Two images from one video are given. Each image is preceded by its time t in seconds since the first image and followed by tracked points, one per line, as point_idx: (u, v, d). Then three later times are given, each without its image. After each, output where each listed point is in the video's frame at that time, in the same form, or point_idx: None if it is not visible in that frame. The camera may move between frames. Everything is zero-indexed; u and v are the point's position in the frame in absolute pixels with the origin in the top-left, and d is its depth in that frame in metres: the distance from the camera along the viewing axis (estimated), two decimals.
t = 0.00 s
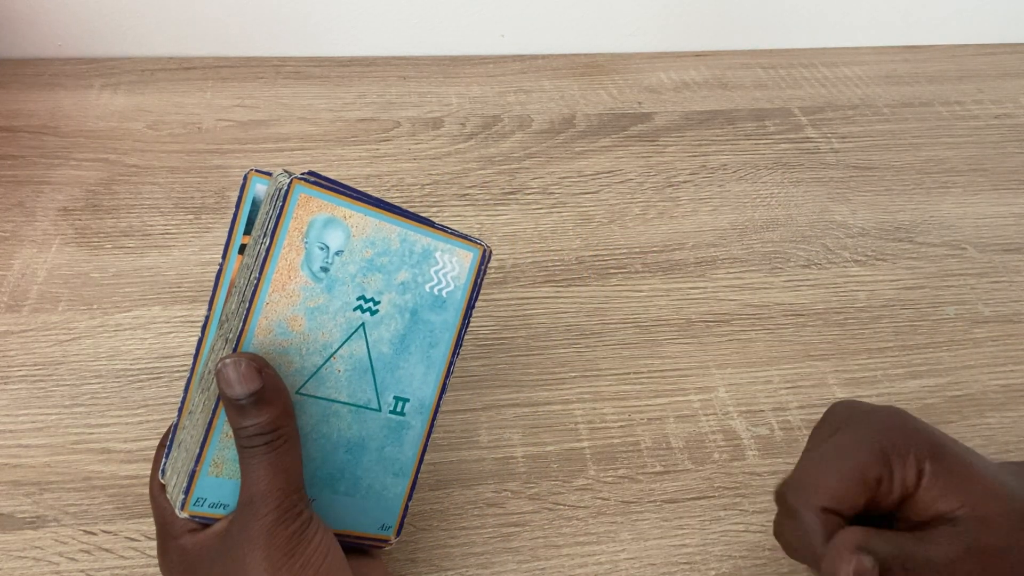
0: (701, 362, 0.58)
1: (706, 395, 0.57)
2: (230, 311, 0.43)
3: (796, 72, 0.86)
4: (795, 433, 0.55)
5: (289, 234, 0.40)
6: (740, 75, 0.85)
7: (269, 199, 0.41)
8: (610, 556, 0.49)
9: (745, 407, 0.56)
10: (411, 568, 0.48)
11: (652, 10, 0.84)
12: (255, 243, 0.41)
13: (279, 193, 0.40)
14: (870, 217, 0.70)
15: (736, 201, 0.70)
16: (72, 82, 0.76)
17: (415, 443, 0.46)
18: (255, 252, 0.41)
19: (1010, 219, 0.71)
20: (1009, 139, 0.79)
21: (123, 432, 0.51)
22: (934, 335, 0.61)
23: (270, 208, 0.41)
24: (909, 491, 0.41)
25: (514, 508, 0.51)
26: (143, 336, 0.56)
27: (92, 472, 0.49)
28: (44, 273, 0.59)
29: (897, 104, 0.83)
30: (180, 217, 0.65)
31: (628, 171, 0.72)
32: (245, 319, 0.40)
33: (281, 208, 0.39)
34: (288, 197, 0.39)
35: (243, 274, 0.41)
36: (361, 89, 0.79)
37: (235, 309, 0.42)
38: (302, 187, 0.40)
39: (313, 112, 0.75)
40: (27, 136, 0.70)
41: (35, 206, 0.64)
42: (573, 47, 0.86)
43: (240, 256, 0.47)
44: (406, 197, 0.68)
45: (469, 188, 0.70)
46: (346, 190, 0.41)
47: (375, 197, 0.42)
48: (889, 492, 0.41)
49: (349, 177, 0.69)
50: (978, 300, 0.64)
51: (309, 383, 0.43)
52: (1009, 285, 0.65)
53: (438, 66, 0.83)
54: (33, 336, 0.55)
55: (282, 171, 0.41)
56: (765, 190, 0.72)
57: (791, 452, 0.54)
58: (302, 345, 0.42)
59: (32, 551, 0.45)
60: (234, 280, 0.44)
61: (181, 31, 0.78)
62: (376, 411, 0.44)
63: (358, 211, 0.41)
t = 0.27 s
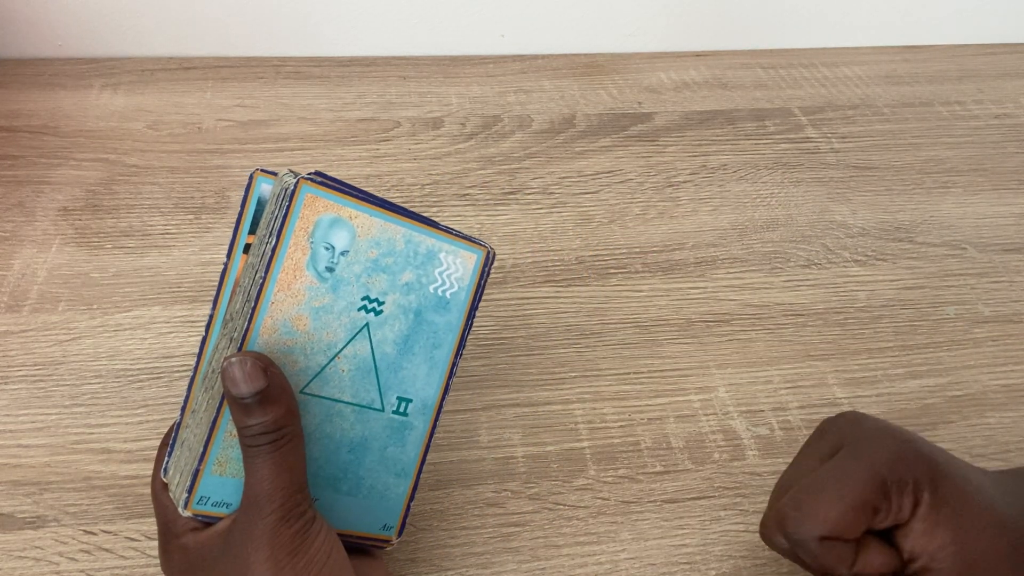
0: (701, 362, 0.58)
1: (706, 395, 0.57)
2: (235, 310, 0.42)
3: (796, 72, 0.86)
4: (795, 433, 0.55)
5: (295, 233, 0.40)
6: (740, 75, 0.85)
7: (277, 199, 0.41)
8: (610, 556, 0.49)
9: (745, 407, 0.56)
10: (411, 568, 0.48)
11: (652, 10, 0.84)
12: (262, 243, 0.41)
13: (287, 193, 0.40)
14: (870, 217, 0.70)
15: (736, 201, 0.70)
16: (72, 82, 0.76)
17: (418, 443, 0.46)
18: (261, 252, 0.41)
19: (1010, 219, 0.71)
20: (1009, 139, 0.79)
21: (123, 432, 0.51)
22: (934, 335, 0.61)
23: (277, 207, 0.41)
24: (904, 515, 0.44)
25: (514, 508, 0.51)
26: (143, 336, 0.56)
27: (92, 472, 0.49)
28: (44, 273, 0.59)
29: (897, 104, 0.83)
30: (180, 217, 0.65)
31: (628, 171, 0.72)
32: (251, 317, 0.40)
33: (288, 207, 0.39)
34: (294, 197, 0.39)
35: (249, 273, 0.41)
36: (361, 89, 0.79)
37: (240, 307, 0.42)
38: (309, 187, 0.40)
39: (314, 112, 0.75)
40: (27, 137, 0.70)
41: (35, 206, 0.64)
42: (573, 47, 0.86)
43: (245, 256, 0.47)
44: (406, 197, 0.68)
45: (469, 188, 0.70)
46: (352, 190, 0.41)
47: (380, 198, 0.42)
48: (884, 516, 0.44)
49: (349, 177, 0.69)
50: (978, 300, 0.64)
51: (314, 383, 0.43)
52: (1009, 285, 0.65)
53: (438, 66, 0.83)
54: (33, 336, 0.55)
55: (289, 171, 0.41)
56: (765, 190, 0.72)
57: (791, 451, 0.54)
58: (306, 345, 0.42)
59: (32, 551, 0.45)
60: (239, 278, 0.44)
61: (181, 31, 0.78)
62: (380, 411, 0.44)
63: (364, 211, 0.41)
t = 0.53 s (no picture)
0: (701, 362, 0.58)
1: (706, 395, 0.57)
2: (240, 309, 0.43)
3: (796, 72, 0.86)
4: (795, 433, 0.55)
5: (298, 233, 0.40)
6: (740, 75, 0.85)
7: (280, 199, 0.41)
8: (610, 556, 0.49)
9: (745, 407, 0.56)
10: (411, 568, 0.48)
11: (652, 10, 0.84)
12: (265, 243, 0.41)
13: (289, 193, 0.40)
14: (870, 217, 0.70)
15: (736, 201, 0.70)
16: (72, 82, 0.76)
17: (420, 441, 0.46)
18: (264, 252, 0.41)
19: (1010, 219, 0.71)
20: (1009, 139, 0.79)
21: (123, 432, 0.51)
22: (934, 335, 0.61)
23: (281, 207, 0.41)
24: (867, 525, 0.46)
25: (514, 508, 0.51)
26: (143, 336, 0.56)
27: (92, 471, 0.49)
28: (44, 273, 0.59)
29: (897, 104, 0.83)
30: (180, 217, 0.65)
31: (628, 171, 0.72)
32: (254, 317, 0.40)
33: (290, 208, 0.39)
34: (297, 196, 0.39)
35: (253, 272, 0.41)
36: (361, 89, 0.79)
37: (245, 307, 0.42)
38: (312, 187, 0.40)
39: (314, 112, 0.75)
40: (27, 137, 0.70)
41: (35, 206, 0.64)
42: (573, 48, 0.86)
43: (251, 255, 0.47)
44: (406, 197, 0.68)
45: (469, 188, 0.70)
46: (354, 189, 0.41)
47: (383, 198, 0.42)
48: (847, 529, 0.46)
49: (349, 177, 0.69)
50: (978, 300, 0.64)
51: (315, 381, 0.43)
52: (1009, 285, 0.65)
53: (438, 66, 0.83)
54: (33, 336, 0.55)
55: (293, 171, 0.41)
56: (765, 190, 0.72)
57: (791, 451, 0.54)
58: (309, 344, 0.42)
59: (33, 551, 0.45)
60: (244, 277, 0.44)
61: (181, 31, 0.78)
62: (382, 410, 0.44)
63: (366, 211, 0.41)
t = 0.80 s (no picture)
0: (701, 362, 0.58)
1: (706, 395, 0.57)
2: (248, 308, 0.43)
3: (797, 72, 0.86)
4: (795, 433, 0.55)
5: (306, 232, 0.40)
6: (740, 75, 0.85)
7: (288, 199, 0.41)
8: (610, 556, 0.49)
9: (746, 407, 0.56)
10: (411, 569, 0.48)
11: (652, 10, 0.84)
12: (273, 243, 0.41)
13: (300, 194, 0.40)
14: (870, 217, 0.70)
15: (736, 201, 0.70)
16: (72, 82, 0.76)
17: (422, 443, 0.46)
18: (272, 251, 0.41)
19: (1010, 219, 0.71)
20: (1009, 139, 0.79)
21: (123, 432, 0.51)
22: (934, 335, 0.61)
23: (291, 208, 0.41)
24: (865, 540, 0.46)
25: (515, 508, 0.51)
26: (143, 336, 0.56)
27: (92, 471, 0.49)
28: (44, 273, 0.59)
29: (897, 104, 0.83)
30: (180, 217, 0.65)
31: (628, 171, 0.72)
32: (261, 315, 0.40)
33: (298, 207, 0.39)
34: (305, 196, 0.39)
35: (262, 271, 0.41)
36: (361, 89, 0.79)
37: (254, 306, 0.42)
38: (321, 187, 0.40)
39: (314, 112, 0.75)
40: (27, 136, 0.70)
41: (35, 206, 0.64)
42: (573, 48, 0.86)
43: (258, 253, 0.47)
44: (406, 197, 0.68)
45: (469, 188, 0.70)
46: (362, 190, 0.41)
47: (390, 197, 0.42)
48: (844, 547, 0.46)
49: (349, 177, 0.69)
50: (977, 300, 0.64)
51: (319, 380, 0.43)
52: (1009, 285, 0.65)
53: (437, 66, 0.83)
54: (33, 336, 0.55)
55: (302, 171, 0.42)
56: (765, 190, 0.72)
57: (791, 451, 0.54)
58: (315, 343, 0.42)
59: (32, 551, 0.45)
60: (251, 276, 0.44)
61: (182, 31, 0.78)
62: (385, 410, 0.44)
63: (374, 211, 0.41)
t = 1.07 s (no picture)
0: (701, 362, 0.58)
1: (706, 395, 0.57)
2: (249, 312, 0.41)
3: (796, 72, 0.86)
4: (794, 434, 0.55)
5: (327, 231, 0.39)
6: (740, 75, 0.85)
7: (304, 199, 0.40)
8: (610, 556, 0.50)
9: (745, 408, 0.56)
10: (411, 569, 0.48)
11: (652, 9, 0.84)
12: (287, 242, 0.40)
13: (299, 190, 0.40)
14: (870, 217, 0.70)
15: (736, 201, 0.70)
16: (72, 82, 0.76)
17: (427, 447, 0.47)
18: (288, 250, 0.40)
19: (1010, 219, 0.71)
20: (1009, 139, 0.79)
21: (123, 432, 0.51)
22: (934, 335, 0.61)
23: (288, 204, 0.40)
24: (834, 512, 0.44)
25: (514, 508, 0.51)
26: (143, 336, 0.56)
27: (92, 471, 0.49)
28: (44, 273, 0.59)
29: (897, 104, 0.83)
30: (180, 217, 0.65)
31: (628, 171, 0.72)
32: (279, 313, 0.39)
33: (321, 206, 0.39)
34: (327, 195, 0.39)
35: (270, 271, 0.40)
36: (361, 89, 0.79)
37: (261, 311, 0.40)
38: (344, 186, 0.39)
39: (313, 112, 0.75)
40: (27, 136, 0.70)
41: (35, 206, 0.64)
42: (573, 47, 0.86)
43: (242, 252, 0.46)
44: (406, 197, 0.68)
45: (469, 188, 0.70)
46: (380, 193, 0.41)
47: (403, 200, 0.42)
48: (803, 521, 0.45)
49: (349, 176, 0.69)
50: (977, 300, 0.64)
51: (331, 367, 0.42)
52: (1008, 285, 0.65)
53: (437, 66, 0.83)
54: (33, 336, 0.55)
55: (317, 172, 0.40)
56: (765, 190, 0.72)
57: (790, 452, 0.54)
58: (330, 343, 0.41)
59: (32, 551, 0.45)
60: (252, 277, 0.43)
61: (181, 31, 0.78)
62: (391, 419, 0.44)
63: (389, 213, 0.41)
